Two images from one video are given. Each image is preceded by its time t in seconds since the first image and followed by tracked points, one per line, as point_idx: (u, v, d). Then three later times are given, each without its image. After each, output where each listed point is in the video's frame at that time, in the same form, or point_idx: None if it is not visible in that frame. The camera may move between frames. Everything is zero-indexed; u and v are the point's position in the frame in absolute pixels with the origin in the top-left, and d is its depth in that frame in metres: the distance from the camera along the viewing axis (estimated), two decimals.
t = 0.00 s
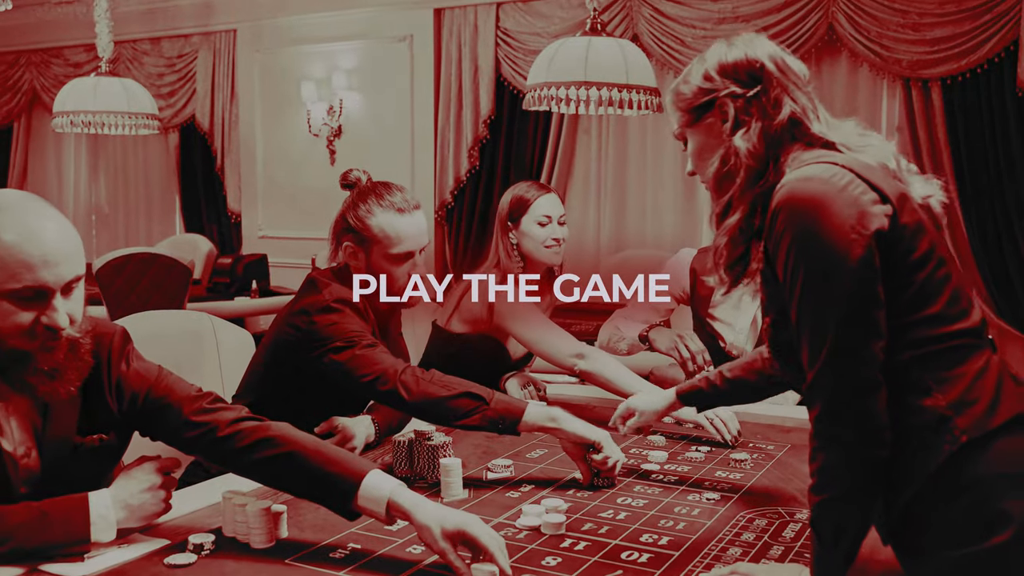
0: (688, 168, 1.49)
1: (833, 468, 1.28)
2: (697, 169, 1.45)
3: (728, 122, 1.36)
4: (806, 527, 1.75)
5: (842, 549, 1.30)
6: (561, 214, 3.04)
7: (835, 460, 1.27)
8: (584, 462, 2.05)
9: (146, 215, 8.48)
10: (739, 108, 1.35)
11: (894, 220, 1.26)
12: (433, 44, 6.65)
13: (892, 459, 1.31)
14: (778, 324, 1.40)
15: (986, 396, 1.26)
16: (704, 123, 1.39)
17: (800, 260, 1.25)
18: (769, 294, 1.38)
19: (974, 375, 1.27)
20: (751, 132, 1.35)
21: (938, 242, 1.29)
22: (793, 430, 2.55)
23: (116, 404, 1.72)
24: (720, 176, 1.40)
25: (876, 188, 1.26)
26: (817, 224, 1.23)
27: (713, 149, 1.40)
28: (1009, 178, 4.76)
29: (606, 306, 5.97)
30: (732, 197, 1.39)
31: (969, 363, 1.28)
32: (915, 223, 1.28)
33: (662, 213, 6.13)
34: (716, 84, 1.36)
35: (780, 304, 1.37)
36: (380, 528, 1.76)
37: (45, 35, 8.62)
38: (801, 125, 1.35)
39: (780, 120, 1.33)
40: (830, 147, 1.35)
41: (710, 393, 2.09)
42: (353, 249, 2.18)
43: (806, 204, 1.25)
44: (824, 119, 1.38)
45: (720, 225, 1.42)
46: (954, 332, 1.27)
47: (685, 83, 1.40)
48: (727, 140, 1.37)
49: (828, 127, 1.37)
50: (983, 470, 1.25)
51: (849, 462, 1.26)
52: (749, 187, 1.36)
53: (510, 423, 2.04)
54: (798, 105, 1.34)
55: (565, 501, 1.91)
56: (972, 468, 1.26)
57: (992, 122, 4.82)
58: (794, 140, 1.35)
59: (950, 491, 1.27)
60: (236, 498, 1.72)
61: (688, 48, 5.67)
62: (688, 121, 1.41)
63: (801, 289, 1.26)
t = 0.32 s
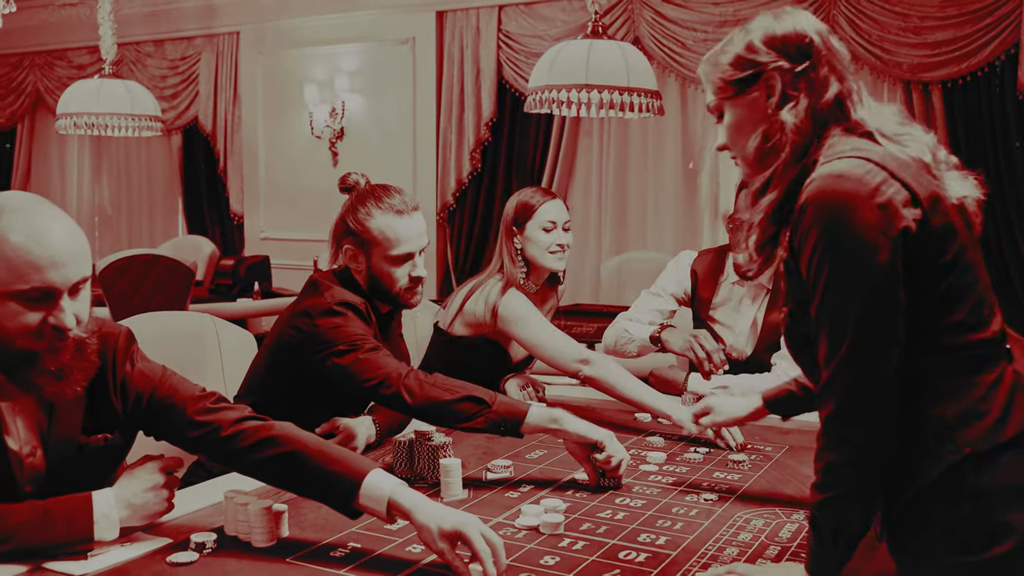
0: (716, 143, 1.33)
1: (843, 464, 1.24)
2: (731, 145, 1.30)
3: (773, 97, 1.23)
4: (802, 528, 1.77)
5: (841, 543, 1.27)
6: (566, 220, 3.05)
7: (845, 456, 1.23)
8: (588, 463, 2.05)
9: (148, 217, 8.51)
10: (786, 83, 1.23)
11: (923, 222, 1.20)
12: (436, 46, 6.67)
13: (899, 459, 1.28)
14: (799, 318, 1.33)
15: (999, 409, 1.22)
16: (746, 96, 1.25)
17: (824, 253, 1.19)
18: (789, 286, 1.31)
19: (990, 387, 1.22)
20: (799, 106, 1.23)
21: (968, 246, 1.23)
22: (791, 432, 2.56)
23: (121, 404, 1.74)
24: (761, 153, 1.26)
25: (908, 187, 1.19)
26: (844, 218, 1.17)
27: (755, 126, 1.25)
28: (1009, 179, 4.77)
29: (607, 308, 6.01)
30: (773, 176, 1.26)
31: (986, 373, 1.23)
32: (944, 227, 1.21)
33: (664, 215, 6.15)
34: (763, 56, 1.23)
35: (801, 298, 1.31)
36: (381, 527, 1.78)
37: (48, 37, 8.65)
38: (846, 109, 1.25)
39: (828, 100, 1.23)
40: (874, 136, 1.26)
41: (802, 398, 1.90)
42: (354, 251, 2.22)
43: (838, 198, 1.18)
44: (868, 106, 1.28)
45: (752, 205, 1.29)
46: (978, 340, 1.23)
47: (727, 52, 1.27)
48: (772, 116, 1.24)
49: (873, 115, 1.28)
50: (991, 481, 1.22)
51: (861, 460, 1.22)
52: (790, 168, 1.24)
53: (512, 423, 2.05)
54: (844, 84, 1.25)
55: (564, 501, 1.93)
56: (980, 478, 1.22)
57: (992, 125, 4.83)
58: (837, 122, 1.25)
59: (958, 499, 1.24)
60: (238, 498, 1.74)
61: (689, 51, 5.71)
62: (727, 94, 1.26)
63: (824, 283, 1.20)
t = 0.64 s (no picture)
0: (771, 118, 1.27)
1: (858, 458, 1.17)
2: (786, 122, 1.24)
3: (835, 75, 1.18)
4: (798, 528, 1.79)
5: (836, 527, 1.21)
6: (563, 221, 3.06)
7: (869, 452, 1.17)
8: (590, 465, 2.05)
9: (151, 218, 8.53)
10: (848, 60, 1.17)
11: (968, 225, 1.14)
12: (437, 49, 6.69)
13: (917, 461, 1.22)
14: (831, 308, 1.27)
15: None
16: (807, 73, 1.19)
17: (864, 244, 1.14)
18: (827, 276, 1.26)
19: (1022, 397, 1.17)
20: (863, 85, 1.17)
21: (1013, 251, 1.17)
22: (789, 434, 2.58)
23: (123, 405, 1.76)
24: (820, 132, 1.22)
25: (956, 184, 1.14)
26: (889, 210, 1.12)
27: (810, 104, 1.20)
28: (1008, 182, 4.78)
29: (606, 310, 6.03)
30: (833, 160, 1.23)
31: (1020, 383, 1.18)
32: (991, 228, 1.15)
33: (665, 217, 6.18)
34: (825, 30, 1.17)
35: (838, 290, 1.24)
36: (380, 526, 1.79)
37: (50, 39, 8.66)
38: (908, 92, 1.19)
39: (892, 79, 1.17)
40: (939, 125, 1.19)
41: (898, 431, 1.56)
42: (356, 253, 2.24)
43: (884, 189, 1.13)
44: (932, 93, 1.21)
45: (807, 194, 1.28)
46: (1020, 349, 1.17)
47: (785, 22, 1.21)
48: (831, 95, 1.19)
49: (941, 102, 1.21)
50: (1006, 492, 1.17)
51: (883, 455, 1.16)
52: (842, 150, 1.21)
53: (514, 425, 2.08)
54: (909, 65, 1.19)
55: (562, 501, 1.94)
56: (996, 488, 1.17)
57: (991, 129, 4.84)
58: (896, 107, 1.19)
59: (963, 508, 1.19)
60: (238, 496, 1.75)
61: (690, 54, 5.74)
62: (786, 70, 1.21)
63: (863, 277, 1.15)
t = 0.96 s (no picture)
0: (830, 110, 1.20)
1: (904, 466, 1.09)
2: (844, 113, 1.17)
3: (898, 64, 1.10)
4: (792, 527, 1.80)
5: (864, 522, 1.14)
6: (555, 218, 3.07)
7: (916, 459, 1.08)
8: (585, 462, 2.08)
9: (152, 218, 8.56)
10: (913, 48, 1.10)
11: None
12: (438, 51, 6.71)
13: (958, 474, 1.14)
14: (876, 298, 1.18)
15: None
16: (866, 61, 1.12)
17: (926, 241, 1.05)
18: (878, 266, 1.17)
19: None
20: (930, 73, 1.09)
21: None
22: (785, 434, 2.60)
23: (123, 403, 1.77)
24: (880, 125, 1.14)
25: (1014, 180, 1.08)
26: (951, 207, 1.04)
27: (869, 98, 1.14)
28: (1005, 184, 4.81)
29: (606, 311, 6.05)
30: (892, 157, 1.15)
31: None
32: None
33: (665, 219, 6.19)
34: (885, 16, 1.11)
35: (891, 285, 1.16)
36: (379, 525, 1.81)
37: (52, 39, 8.68)
38: (976, 82, 1.11)
39: (960, 67, 1.09)
40: (1005, 118, 1.12)
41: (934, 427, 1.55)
42: (356, 254, 2.26)
43: (947, 184, 1.04)
44: (1000, 82, 1.13)
45: (870, 190, 1.19)
46: None
47: (844, 7, 1.14)
48: (891, 85, 1.12)
49: (1011, 92, 1.13)
50: None
51: (930, 467, 1.08)
52: (907, 143, 1.13)
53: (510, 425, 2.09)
54: (976, 53, 1.11)
55: (559, 500, 1.96)
56: None
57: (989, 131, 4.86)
58: (964, 97, 1.11)
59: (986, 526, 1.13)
60: (238, 495, 1.76)
61: (690, 56, 5.76)
62: (844, 57, 1.14)
63: (919, 277, 1.06)
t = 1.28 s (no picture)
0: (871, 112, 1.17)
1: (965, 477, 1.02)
2: (884, 116, 1.14)
3: (941, 66, 1.08)
4: (787, 526, 1.82)
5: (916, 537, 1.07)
6: (540, 214, 3.11)
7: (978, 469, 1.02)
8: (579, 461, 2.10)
9: (152, 219, 8.58)
10: (955, 49, 1.07)
11: None
12: (438, 53, 6.73)
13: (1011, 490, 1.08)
14: (911, 299, 1.15)
15: None
16: (907, 62, 1.10)
17: (984, 243, 1.01)
18: (916, 268, 1.13)
19: None
20: (973, 76, 1.06)
21: None
22: (781, 434, 2.62)
23: (124, 402, 1.79)
24: (923, 128, 1.11)
25: None
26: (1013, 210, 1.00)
27: (910, 100, 1.11)
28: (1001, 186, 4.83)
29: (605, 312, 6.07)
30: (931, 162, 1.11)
31: None
32: None
33: (664, 223, 6.21)
34: (926, 16, 1.08)
35: (930, 286, 1.12)
36: (377, 523, 1.82)
37: (53, 40, 8.70)
38: None
39: (1006, 69, 1.06)
40: None
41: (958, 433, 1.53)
42: (356, 254, 2.28)
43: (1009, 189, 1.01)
44: None
45: (911, 194, 1.14)
46: None
47: (884, 8, 1.12)
48: (933, 88, 1.09)
49: None
50: None
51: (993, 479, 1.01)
52: (953, 145, 1.09)
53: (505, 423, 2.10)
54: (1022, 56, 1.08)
55: (556, 500, 1.97)
56: None
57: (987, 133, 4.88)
58: (1012, 100, 1.07)
59: None
60: (237, 493, 1.78)
61: (689, 58, 5.78)
62: (885, 59, 1.12)
63: (977, 282, 1.02)
